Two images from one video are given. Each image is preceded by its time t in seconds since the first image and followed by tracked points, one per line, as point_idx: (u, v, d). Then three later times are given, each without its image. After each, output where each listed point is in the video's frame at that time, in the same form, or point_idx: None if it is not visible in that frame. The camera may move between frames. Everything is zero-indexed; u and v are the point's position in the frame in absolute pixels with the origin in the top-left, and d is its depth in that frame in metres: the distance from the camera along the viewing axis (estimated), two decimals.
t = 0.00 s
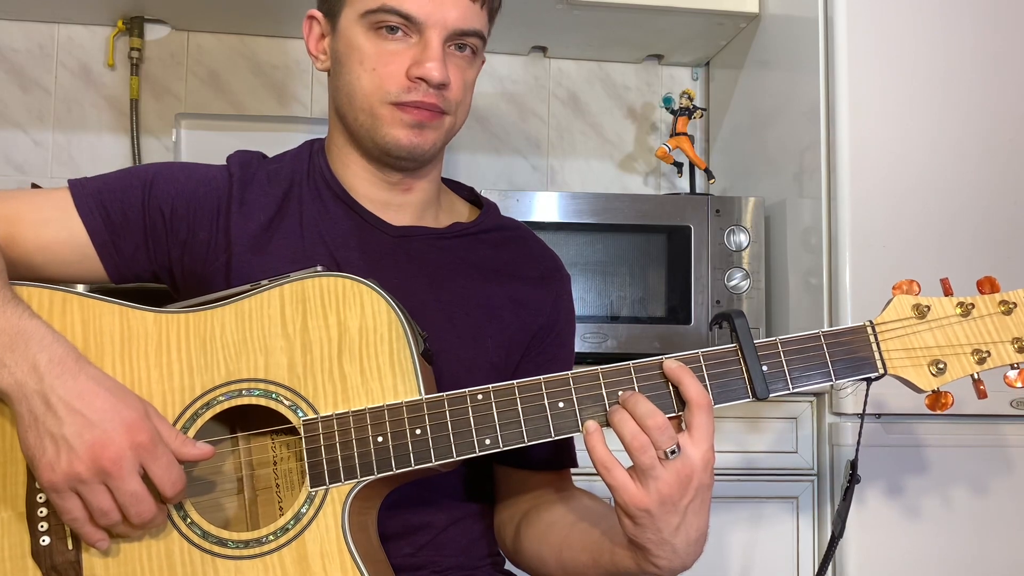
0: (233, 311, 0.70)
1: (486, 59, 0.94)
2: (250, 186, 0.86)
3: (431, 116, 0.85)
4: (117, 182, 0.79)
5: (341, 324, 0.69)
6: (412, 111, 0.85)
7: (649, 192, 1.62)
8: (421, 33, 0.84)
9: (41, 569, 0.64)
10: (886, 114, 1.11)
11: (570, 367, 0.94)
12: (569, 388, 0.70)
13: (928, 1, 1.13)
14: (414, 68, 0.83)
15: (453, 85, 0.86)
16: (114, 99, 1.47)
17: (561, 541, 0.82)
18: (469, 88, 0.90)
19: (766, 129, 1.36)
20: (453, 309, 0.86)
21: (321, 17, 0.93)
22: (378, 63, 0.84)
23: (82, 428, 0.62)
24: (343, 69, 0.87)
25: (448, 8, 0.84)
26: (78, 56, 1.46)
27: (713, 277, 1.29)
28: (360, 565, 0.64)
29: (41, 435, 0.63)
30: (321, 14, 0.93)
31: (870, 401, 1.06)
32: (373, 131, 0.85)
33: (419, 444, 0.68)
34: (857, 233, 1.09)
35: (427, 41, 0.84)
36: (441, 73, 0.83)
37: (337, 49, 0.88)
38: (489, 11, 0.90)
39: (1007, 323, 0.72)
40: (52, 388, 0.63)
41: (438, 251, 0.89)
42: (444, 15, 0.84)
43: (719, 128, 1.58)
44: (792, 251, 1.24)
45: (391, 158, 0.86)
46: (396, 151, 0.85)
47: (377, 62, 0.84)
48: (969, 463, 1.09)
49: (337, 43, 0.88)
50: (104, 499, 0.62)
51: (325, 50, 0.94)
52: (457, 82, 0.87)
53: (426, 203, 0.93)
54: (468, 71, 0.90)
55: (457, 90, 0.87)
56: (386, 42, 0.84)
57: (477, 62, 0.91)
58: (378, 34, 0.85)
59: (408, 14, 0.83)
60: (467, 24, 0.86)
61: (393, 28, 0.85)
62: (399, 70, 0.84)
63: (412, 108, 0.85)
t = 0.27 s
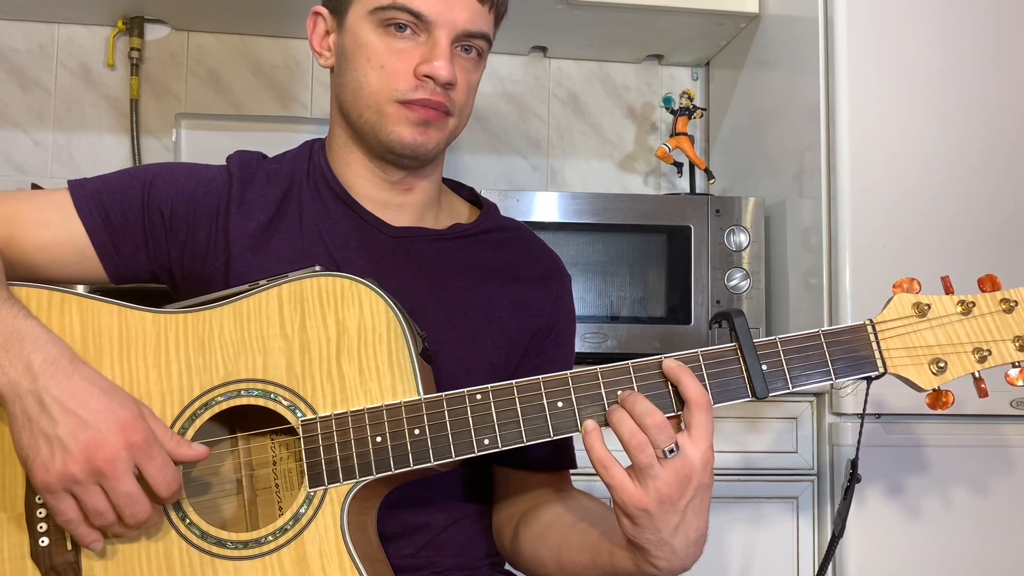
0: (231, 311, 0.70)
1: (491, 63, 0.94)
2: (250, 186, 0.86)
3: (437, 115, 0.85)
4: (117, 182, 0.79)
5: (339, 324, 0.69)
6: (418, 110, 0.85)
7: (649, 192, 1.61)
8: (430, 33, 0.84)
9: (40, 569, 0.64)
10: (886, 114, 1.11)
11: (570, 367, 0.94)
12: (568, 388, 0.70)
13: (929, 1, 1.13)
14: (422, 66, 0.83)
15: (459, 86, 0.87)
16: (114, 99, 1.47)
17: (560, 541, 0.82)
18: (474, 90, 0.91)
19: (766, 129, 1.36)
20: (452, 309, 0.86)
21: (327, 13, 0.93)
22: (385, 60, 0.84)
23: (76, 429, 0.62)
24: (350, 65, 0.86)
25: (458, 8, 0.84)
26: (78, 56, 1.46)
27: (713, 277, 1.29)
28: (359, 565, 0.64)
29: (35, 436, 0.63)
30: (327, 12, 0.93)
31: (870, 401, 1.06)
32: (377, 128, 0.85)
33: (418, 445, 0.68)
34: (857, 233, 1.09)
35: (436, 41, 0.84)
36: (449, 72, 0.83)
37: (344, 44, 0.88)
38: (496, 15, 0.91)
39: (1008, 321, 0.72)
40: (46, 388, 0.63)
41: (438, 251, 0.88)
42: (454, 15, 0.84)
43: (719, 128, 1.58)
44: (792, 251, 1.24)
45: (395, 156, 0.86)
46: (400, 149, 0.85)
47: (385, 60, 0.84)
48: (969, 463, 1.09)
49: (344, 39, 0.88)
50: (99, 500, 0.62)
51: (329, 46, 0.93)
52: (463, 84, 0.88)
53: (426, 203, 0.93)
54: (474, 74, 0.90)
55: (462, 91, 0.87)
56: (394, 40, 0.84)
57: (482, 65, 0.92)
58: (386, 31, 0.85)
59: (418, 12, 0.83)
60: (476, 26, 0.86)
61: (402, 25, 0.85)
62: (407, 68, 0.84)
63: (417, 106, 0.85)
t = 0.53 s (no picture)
0: (229, 311, 0.70)
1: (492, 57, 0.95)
2: (249, 185, 0.86)
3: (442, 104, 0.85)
4: (117, 181, 0.79)
5: (338, 323, 0.69)
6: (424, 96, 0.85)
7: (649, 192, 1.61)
8: (435, 22, 0.85)
9: (39, 571, 0.64)
10: (886, 112, 1.11)
11: (571, 366, 0.94)
12: (568, 387, 0.70)
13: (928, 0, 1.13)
14: (428, 52, 0.83)
15: (463, 75, 0.87)
16: (114, 99, 1.47)
17: (560, 542, 0.82)
18: (476, 83, 0.91)
19: (766, 129, 1.36)
20: (453, 308, 0.85)
21: (330, 11, 0.93)
22: (391, 49, 0.84)
23: (73, 431, 0.62)
24: (354, 55, 0.86)
25: None
26: (78, 56, 1.46)
27: (713, 277, 1.29)
28: (358, 565, 0.64)
29: (32, 439, 0.63)
30: (330, 9, 0.93)
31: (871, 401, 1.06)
32: (383, 116, 0.84)
33: (417, 445, 0.68)
34: (856, 233, 1.09)
35: (441, 29, 0.85)
36: (455, 58, 0.84)
37: (348, 36, 0.88)
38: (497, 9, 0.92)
39: (1010, 319, 0.72)
40: (43, 391, 0.63)
41: (438, 251, 0.88)
42: (459, 5, 0.85)
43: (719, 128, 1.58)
44: (792, 252, 1.24)
45: (399, 147, 0.86)
46: (405, 139, 0.84)
47: (391, 48, 0.84)
48: (970, 463, 1.08)
49: (347, 31, 0.88)
50: (97, 501, 0.62)
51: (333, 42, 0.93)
52: (467, 74, 0.88)
53: (427, 202, 0.93)
54: (476, 65, 0.91)
55: (466, 80, 0.88)
56: (400, 28, 0.85)
57: (484, 58, 0.93)
58: (392, 20, 0.85)
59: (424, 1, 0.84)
60: (480, 16, 0.87)
61: (407, 15, 0.85)
62: (413, 55, 0.84)
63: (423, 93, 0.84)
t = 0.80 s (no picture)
0: (229, 311, 0.70)
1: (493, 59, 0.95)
2: (249, 183, 0.86)
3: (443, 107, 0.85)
4: (116, 179, 0.79)
5: (338, 323, 0.69)
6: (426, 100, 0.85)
7: (649, 192, 1.61)
8: (437, 23, 0.85)
9: (39, 571, 0.64)
10: (886, 112, 1.11)
11: (572, 366, 0.94)
12: (569, 387, 0.70)
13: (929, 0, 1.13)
14: (431, 55, 0.83)
15: (465, 78, 0.87)
16: (114, 99, 1.47)
17: (561, 542, 0.82)
18: (477, 84, 0.91)
19: (766, 129, 1.36)
20: (454, 308, 0.85)
21: (331, 10, 0.93)
22: (393, 51, 0.84)
23: (73, 432, 0.62)
24: (356, 56, 0.86)
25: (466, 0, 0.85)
26: (78, 56, 1.46)
27: (713, 277, 1.29)
28: (358, 565, 0.64)
29: (32, 439, 0.63)
30: (332, 8, 0.93)
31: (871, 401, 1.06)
32: (385, 119, 0.84)
33: (417, 445, 0.68)
34: (857, 234, 1.09)
35: (444, 32, 0.85)
36: (458, 61, 0.84)
37: (350, 37, 0.88)
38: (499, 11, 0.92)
39: (1014, 319, 0.72)
40: (43, 391, 0.63)
41: (438, 251, 0.88)
42: (462, 7, 0.85)
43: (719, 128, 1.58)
44: (792, 252, 1.24)
45: (401, 150, 0.86)
46: (406, 142, 0.85)
47: (393, 50, 0.84)
48: (970, 463, 1.08)
49: (349, 32, 0.88)
50: (98, 502, 0.62)
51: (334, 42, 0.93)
52: (468, 76, 0.88)
53: (427, 202, 0.93)
54: (478, 68, 0.91)
55: (467, 83, 0.88)
56: (402, 30, 0.85)
57: (485, 60, 0.93)
58: (394, 22, 0.85)
59: (427, 3, 0.84)
60: (482, 19, 0.87)
61: (410, 17, 0.85)
62: (415, 57, 0.84)
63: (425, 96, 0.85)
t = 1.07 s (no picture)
0: (229, 311, 0.70)
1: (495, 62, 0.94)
2: (250, 183, 0.86)
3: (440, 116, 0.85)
4: (117, 179, 0.79)
5: (339, 324, 0.69)
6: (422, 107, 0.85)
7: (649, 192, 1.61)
8: (435, 30, 0.84)
9: (39, 571, 0.64)
10: (886, 114, 1.11)
11: (572, 366, 0.94)
12: (569, 388, 0.70)
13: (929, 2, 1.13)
14: (427, 63, 0.83)
15: (463, 84, 0.87)
16: (114, 99, 1.47)
17: (561, 542, 0.82)
18: (477, 89, 0.91)
19: (766, 129, 1.36)
20: (454, 308, 0.85)
21: (333, 10, 0.93)
22: (391, 58, 0.84)
23: (74, 431, 0.62)
24: (355, 61, 0.86)
25: (465, 7, 0.85)
26: (78, 56, 1.46)
27: (713, 277, 1.29)
28: (358, 564, 0.64)
29: (34, 438, 0.63)
30: (334, 9, 0.93)
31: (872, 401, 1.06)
32: (381, 126, 0.85)
33: (417, 445, 0.68)
34: (857, 234, 1.09)
35: (442, 38, 0.84)
36: (454, 69, 0.84)
37: (349, 41, 0.88)
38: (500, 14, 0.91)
39: (1014, 321, 0.71)
40: (45, 390, 0.63)
41: (438, 251, 0.88)
42: (460, 13, 0.84)
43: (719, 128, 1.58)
44: (792, 251, 1.24)
45: (398, 158, 0.87)
46: (403, 151, 0.85)
47: (391, 57, 0.84)
48: (970, 463, 1.09)
49: (349, 36, 0.88)
50: (99, 502, 0.62)
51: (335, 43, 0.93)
52: (467, 82, 0.88)
53: (427, 202, 0.93)
54: (477, 73, 0.90)
55: (465, 89, 0.88)
56: (400, 37, 0.84)
57: (486, 64, 0.92)
58: (392, 28, 0.84)
59: (425, 10, 0.83)
60: (481, 24, 0.86)
61: (408, 23, 0.85)
62: (412, 65, 0.84)
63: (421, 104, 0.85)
